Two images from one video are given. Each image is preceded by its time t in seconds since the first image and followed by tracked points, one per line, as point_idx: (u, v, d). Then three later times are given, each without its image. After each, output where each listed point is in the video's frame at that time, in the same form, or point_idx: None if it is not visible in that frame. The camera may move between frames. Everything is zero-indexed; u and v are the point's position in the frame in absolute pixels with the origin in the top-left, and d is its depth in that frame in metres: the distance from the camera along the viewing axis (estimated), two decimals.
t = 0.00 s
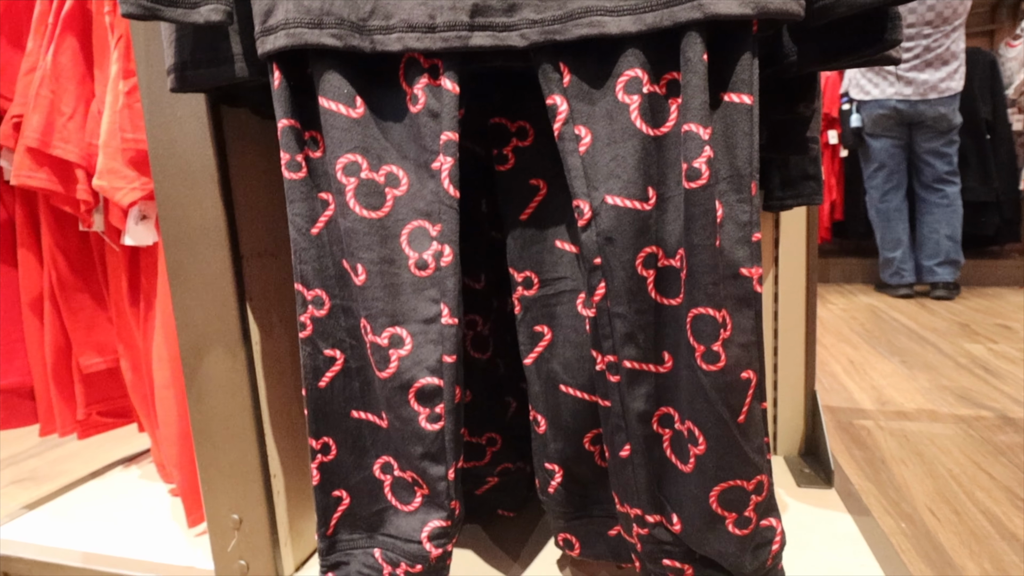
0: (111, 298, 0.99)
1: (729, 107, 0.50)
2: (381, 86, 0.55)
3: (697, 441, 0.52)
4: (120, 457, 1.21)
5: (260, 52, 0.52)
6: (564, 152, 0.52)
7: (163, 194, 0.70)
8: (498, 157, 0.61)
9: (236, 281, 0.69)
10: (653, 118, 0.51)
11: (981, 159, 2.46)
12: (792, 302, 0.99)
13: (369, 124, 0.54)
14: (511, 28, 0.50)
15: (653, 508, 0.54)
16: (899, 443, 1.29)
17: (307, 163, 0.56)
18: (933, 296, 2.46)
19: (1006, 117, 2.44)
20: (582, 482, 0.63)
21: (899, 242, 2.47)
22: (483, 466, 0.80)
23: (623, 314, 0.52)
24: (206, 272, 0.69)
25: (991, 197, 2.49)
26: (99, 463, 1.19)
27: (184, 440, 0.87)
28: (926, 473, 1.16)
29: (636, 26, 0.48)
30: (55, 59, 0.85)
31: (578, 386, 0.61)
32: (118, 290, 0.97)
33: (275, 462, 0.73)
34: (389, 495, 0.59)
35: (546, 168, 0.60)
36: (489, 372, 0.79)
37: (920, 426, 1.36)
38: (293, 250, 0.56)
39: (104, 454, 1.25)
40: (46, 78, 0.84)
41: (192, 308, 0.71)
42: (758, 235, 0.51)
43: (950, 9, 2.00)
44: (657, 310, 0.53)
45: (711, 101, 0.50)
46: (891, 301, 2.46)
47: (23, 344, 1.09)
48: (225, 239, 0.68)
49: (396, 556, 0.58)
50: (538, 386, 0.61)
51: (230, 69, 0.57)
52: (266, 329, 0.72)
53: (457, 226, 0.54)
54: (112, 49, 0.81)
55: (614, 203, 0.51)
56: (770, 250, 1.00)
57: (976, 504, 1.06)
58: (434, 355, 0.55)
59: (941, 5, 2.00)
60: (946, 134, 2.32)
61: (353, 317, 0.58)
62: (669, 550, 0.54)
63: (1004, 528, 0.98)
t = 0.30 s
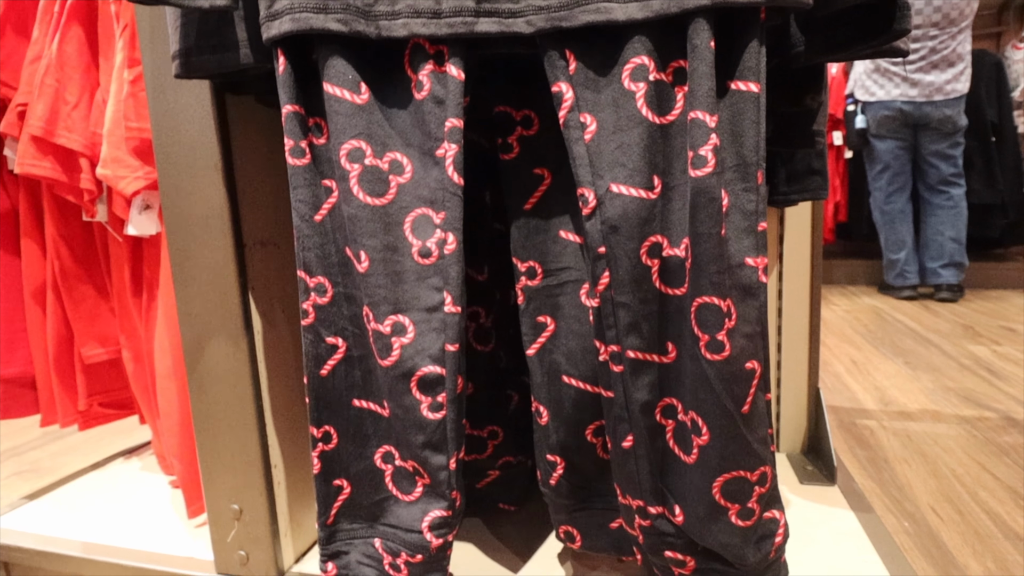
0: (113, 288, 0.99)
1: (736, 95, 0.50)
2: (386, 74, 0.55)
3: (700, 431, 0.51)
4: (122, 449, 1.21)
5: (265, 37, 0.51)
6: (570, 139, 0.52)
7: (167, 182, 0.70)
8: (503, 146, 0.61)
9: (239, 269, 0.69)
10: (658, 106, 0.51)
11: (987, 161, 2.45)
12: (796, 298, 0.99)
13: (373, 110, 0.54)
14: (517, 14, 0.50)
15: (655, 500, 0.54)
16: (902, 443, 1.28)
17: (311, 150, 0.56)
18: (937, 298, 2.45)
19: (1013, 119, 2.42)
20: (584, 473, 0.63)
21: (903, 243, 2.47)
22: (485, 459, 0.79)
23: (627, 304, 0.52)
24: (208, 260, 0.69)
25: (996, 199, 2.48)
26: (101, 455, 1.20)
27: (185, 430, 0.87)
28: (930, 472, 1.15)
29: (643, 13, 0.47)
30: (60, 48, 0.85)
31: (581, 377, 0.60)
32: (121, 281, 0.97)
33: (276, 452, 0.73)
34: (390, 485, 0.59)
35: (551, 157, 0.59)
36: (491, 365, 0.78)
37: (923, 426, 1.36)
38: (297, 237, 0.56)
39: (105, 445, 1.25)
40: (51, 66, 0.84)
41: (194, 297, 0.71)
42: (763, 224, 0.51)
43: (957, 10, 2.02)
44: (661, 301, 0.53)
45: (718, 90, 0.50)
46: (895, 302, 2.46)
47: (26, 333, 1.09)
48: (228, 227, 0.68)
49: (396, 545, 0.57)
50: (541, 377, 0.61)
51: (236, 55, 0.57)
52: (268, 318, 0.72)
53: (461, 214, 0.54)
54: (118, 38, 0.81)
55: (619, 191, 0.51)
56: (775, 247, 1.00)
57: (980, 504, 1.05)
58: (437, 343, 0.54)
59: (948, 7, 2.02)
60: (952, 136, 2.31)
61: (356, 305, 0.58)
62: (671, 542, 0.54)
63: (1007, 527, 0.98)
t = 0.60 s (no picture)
0: (112, 279, 0.98)
1: (740, 83, 0.49)
2: (388, 61, 0.54)
3: (702, 422, 0.51)
4: (120, 441, 1.21)
5: (266, 23, 0.51)
6: (573, 128, 0.51)
7: (167, 170, 0.69)
8: (505, 136, 0.60)
9: (239, 259, 0.69)
10: (662, 95, 0.51)
11: (987, 162, 2.45)
12: (797, 294, 0.99)
13: (376, 98, 0.53)
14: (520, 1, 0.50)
15: (656, 491, 0.54)
16: (901, 441, 1.28)
17: (312, 137, 0.55)
18: (936, 299, 2.45)
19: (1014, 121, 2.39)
20: (584, 465, 0.63)
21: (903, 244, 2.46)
22: (484, 452, 0.79)
23: (629, 294, 0.52)
24: (208, 250, 0.69)
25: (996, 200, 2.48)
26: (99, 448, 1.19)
27: (184, 422, 0.87)
28: (929, 470, 1.15)
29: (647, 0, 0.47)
30: (60, 36, 0.84)
31: (582, 369, 0.60)
32: (119, 272, 0.97)
33: (275, 444, 0.73)
34: (389, 476, 0.59)
35: (553, 147, 0.59)
36: (491, 357, 0.78)
37: (922, 425, 1.36)
38: (297, 225, 0.55)
39: (104, 438, 1.25)
40: (51, 55, 0.84)
41: (194, 286, 0.70)
42: (766, 214, 0.51)
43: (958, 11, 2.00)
44: (663, 291, 0.53)
45: (722, 78, 0.50)
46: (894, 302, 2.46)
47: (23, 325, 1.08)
48: (228, 217, 0.68)
49: (395, 536, 0.57)
50: (542, 368, 0.61)
51: (237, 42, 0.57)
52: (268, 309, 0.71)
53: (463, 202, 0.53)
54: (118, 27, 0.80)
55: (622, 180, 0.50)
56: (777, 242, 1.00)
57: (979, 501, 1.05)
58: (438, 333, 0.54)
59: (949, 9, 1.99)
60: (952, 137, 2.31)
61: (356, 294, 0.58)
62: (671, 533, 0.54)
63: (1005, 525, 0.98)
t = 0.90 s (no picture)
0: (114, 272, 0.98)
1: (747, 71, 0.49)
2: (393, 49, 0.54)
3: (708, 412, 0.51)
4: (123, 436, 1.21)
5: (270, 11, 0.51)
6: (578, 117, 0.51)
7: (169, 162, 0.69)
8: (510, 125, 0.60)
9: (242, 250, 0.68)
10: (669, 83, 0.50)
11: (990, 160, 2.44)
12: (801, 289, 0.98)
13: (380, 86, 0.53)
14: None
15: (662, 482, 0.54)
16: (904, 437, 1.28)
17: (316, 126, 0.55)
18: (939, 297, 2.44)
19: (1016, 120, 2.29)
20: (589, 457, 0.62)
21: (906, 242, 2.46)
22: (488, 446, 0.79)
23: (635, 284, 0.51)
24: (210, 241, 0.69)
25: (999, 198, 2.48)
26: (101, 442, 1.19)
27: (187, 415, 0.86)
28: (933, 466, 1.14)
29: None
30: (62, 28, 0.84)
31: (587, 360, 0.60)
32: (121, 265, 0.96)
33: (278, 436, 0.72)
34: (393, 467, 0.58)
35: (558, 136, 0.59)
36: (494, 350, 0.78)
37: (926, 421, 1.35)
38: (301, 214, 0.55)
39: (106, 432, 1.25)
40: (53, 47, 0.84)
41: (197, 278, 0.70)
42: (772, 202, 0.51)
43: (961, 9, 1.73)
44: (670, 281, 0.52)
45: (730, 66, 0.50)
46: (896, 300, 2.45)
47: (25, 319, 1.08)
48: (231, 208, 0.68)
49: (399, 528, 0.57)
50: (547, 360, 0.60)
51: (241, 30, 0.56)
52: (271, 301, 0.71)
53: (468, 191, 0.53)
54: (121, 18, 0.80)
55: (628, 168, 0.50)
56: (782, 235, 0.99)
57: (983, 497, 1.04)
58: (442, 323, 0.54)
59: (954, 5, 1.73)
60: (955, 135, 2.30)
61: (360, 284, 0.57)
62: (677, 525, 0.54)
63: (1010, 520, 0.97)
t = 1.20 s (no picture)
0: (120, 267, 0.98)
1: (758, 61, 0.49)
2: (400, 40, 0.54)
3: (718, 405, 0.50)
4: (128, 431, 1.21)
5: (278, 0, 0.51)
6: (587, 107, 0.50)
7: (177, 154, 0.69)
8: (518, 117, 0.60)
9: (249, 243, 0.68)
10: (679, 73, 0.50)
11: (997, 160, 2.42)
12: (809, 284, 0.98)
13: (388, 76, 0.53)
14: None
15: (670, 476, 0.53)
16: (912, 436, 1.27)
17: (324, 117, 0.55)
18: (945, 297, 2.43)
19: None
20: (596, 452, 0.62)
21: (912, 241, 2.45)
22: (494, 441, 0.79)
23: (644, 276, 0.51)
24: (217, 234, 0.69)
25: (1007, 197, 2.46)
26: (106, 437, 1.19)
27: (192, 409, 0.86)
28: (940, 465, 1.14)
29: None
30: (69, 21, 0.84)
31: (595, 354, 0.59)
32: (127, 259, 0.96)
33: (284, 430, 0.72)
34: (399, 460, 0.58)
35: (566, 128, 0.59)
36: (500, 345, 0.77)
37: (933, 420, 1.34)
38: (308, 205, 0.55)
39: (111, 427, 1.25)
40: (60, 40, 0.84)
41: (203, 271, 0.70)
42: (783, 193, 0.50)
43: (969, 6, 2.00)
44: (679, 275, 0.52)
45: (741, 56, 0.49)
46: (902, 300, 2.44)
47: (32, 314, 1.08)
48: (237, 200, 0.67)
49: (405, 521, 0.56)
50: (554, 353, 0.60)
51: (249, 21, 0.56)
52: (277, 294, 0.71)
53: (476, 182, 0.52)
54: (128, 11, 0.80)
55: (638, 159, 0.50)
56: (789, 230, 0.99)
57: (992, 496, 1.04)
58: (450, 315, 0.53)
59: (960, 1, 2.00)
60: (962, 134, 2.28)
61: (367, 276, 0.57)
62: (686, 520, 0.53)
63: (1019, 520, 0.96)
